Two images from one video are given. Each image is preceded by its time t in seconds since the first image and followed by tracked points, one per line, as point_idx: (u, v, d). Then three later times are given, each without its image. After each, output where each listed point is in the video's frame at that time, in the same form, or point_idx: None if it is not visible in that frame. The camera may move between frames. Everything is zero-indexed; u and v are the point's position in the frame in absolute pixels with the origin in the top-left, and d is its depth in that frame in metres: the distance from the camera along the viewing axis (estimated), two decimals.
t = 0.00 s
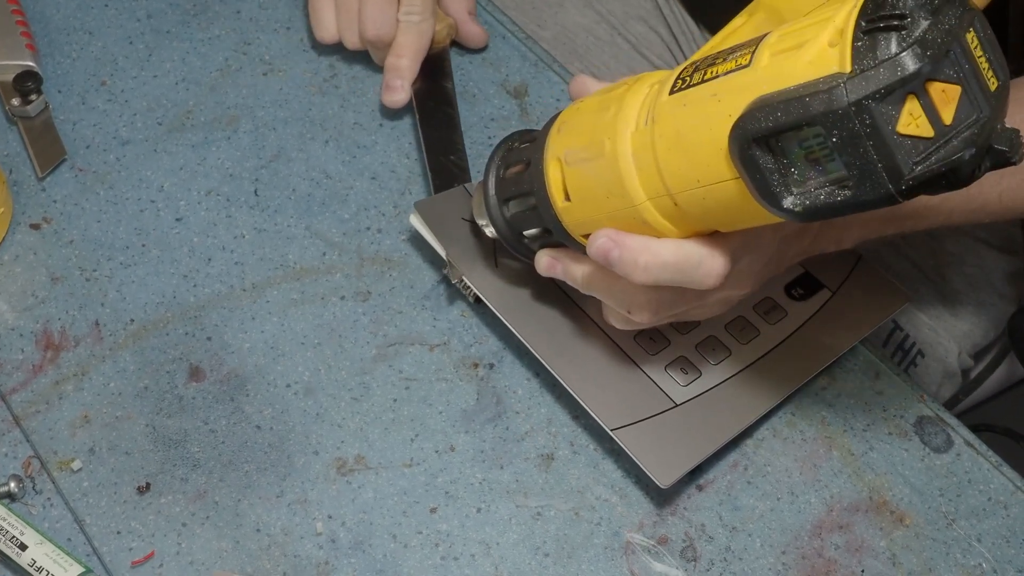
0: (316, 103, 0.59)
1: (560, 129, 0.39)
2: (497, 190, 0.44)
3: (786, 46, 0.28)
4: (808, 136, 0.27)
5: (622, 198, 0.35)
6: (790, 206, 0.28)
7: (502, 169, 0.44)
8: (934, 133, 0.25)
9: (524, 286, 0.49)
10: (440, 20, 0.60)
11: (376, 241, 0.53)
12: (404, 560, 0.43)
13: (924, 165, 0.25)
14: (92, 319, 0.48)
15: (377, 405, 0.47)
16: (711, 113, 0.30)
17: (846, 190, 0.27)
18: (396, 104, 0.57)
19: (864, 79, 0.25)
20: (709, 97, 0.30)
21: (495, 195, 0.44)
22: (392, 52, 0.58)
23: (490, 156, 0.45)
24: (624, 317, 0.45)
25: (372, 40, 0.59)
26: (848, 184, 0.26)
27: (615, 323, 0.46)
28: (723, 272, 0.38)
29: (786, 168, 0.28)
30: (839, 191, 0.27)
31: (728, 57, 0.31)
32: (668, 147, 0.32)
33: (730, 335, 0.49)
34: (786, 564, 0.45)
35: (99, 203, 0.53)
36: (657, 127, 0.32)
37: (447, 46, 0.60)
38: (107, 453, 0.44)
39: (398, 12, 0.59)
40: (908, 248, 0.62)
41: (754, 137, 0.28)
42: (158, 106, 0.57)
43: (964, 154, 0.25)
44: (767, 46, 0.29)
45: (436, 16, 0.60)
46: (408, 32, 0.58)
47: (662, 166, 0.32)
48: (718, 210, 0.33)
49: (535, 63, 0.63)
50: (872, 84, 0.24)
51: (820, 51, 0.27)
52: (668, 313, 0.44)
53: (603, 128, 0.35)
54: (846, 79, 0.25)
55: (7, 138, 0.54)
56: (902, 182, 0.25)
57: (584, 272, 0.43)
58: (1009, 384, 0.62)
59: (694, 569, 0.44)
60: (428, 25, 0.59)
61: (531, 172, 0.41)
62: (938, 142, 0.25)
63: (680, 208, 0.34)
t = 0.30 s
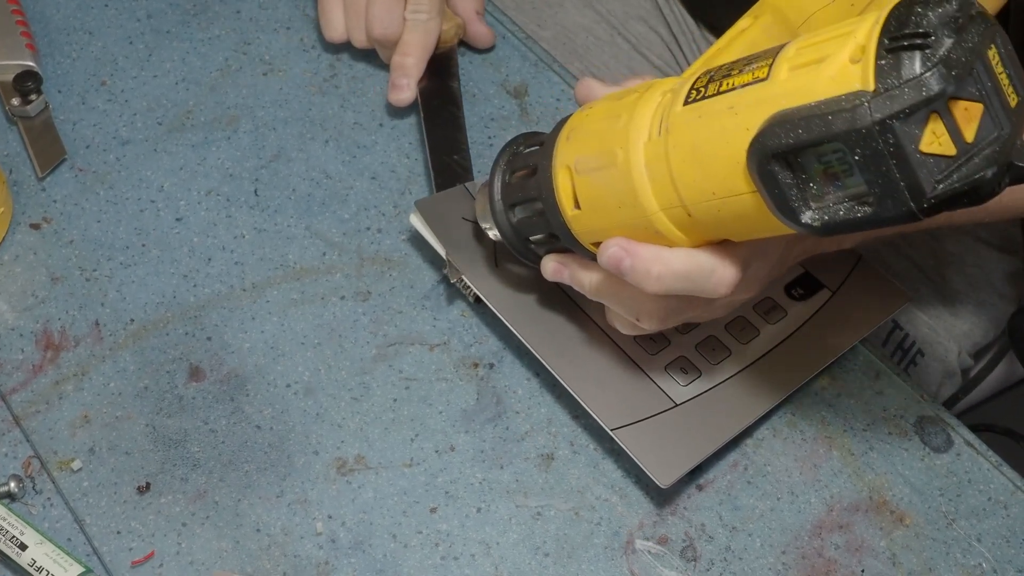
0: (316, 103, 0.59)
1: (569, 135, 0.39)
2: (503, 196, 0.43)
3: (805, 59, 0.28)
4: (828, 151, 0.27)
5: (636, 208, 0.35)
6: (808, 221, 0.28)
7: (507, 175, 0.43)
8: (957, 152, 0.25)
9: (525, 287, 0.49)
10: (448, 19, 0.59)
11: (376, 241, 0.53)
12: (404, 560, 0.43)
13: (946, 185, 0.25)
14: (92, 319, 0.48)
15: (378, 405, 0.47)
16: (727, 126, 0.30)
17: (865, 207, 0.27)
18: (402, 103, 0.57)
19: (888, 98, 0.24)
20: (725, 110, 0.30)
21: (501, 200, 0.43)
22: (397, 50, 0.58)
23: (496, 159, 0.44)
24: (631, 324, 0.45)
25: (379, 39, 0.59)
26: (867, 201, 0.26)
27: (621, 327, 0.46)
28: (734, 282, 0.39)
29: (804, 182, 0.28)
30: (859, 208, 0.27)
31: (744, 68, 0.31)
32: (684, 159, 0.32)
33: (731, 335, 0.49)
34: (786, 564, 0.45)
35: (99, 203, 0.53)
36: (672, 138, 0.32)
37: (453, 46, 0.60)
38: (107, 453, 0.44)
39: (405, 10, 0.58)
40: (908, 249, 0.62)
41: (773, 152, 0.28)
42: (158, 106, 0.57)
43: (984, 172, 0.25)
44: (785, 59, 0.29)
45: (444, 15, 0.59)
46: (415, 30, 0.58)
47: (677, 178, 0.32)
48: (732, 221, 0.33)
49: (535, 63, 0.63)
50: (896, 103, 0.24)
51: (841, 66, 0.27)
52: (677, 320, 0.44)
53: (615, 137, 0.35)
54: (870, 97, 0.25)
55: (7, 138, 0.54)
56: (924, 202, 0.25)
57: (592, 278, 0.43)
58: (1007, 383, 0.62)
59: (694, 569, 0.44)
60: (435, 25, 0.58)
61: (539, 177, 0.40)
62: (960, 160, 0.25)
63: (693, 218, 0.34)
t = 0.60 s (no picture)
0: (316, 103, 0.59)
1: (586, 152, 0.38)
2: (516, 210, 0.41)
3: (843, 98, 0.29)
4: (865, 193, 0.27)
5: (660, 234, 0.35)
6: (840, 258, 0.28)
7: (521, 188, 0.41)
8: (995, 199, 0.25)
9: (525, 286, 0.49)
10: (430, 21, 0.59)
11: (376, 241, 0.53)
12: (404, 560, 0.43)
13: (985, 232, 0.25)
14: (92, 318, 0.48)
15: (377, 405, 0.47)
16: (761, 159, 0.30)
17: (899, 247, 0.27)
18: (388, 108, 0.57)
19: (933, 146, 0.25)
20: (758, 144, 0.31)
21: (514, 214, 0.41)
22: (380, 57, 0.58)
23: (507, 171, 0.42)
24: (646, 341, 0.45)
25: (358, 36, 0.59)
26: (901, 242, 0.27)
27: (634, 343, 0.45)
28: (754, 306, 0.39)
29: (836, 220, 0.29)
30: (893, 249, 0.27)
31: (774, 99, 0.31)
32: (716, 191, 0.32)
33: (731, 335, 0.49)
34: (787, 564, 0.45)
35: (99, 203, 0.53)
36: (701, 167, 0.32)
37: (439, 46, 0.60)
38: (107, 453, 0.44)
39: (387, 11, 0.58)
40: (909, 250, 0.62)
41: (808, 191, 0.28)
42: (159, 106, 0.57)
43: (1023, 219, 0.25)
44: (820, 96, 0.29)
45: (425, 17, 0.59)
46: (397, 36, 0.58)
47: (707, 209, 0.33)
48: (759, 251, 0.33)
49: (535, 63, 0.63)
50: (942, 152, 0.25)
51: (882, 108, 0.27)
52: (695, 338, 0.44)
53: (637, 160, 0.35)
54: (914, 145, 0.25)
55: (7, 138, 0.54)
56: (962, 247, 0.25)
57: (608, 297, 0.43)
58: (1009, 384, 0.62)
59: (694, 569, 0.44)
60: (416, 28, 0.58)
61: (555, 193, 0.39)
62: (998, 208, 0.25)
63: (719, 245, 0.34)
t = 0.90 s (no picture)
0: (316, 103, 0.59)
1: (597, 127, 0.37)
2: (531, 193, 0.40)
3: (847, 33, 0.27)
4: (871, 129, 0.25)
5: (669, 198, 0.33)
6: (852, 202, 0.27)
7: (534, 171, 0.41)
8: (1010, 123, 0.23)
9: (524, 284, 0.49)
10: (426, 20, 0.60)
11: (376, 241, 0.53)
12: (404, 560, 0.43)
13: (998, 156, 0.23)
14: (92, 319, 0.48)
15: (378, 405, 0.47)
16: (764, 106, 0.28)
17: (914, 184, 0.25)
18: (381, 106, 0.57)
19: (935, 66, 0.23)
20: (761, 90, 0.29)
21: (528, 199, 0.41)
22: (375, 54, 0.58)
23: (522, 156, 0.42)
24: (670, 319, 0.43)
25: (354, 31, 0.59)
26: (915, 177, 0.25)
27: (671, 331, 0.44)
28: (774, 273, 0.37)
29: (847, 161, 0.27)
30: (905, 185, 0.26)
31: (778, 47, 0.29)
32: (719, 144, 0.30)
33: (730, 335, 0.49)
34: (786, 563, 0.45)
35: (98, 203, 0.53)
36: (706, 121, 0.31)
37: (435, 45, 0.60)
38: (107, 453, 0.44)
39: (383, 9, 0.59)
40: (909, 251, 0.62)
41: (813, 131, 0.26)
42: (158, 106, 0.57)
43: None
44: (825, 34, 0.27)
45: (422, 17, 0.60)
46: (391, 34, 0.58)
47: (712, 164, 0.31)
48: (769, 207, 0.31)
49: (535, 63, 0.63)
50: (944, 71, 0.23)
51: (884, 37, 0.25)
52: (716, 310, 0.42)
53: (645, 126, 0.34)
54: (916, 67, 0.24)
55: (7, 138, 0.54)
56: (974, 175, 0.24)
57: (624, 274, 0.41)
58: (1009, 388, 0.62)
59: (694, 568, 0.44)
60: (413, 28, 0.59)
61: (568, 172, 0.38)
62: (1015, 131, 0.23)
63: (730, 206, 0.32)
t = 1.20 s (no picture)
0: (316, 103, 0.59)
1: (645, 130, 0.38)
2: (576, 185, 0.43)
3: (897, 87, 0.27)
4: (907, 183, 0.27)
5: (707, 215, 0.34)
6: (880, 247, 0.29)
7: (582, 164, 0.43)
8: None
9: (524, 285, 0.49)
10: (430, 24, 0.60)
11: (376, 241, 0.53)
12: (403, 560, 0.43)
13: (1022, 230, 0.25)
14: (92, 319, 0.48)
15: (377, 405, 0.47)
16: (808, 144, 0.29)
17: (937, 239, 0.27)
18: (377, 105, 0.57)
19: (975, 139, 0.25)
20: (808, 128, 0.30)
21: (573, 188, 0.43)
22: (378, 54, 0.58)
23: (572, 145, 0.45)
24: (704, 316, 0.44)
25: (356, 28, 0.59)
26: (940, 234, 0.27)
27: (706, 335, 0.46)
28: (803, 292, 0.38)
29: (879, 210, 0.29)
30: (930, 239, 0.27)
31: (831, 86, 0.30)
32: (760, 173, 0.31)
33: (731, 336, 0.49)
34: (787, 564, 0.45)
35: (99, 203, 0.53)
36: (751, 149, 0.32)
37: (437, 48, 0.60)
38: (107, 453, 0.44)
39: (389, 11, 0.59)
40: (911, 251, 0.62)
41: (850, 176, 0.28)
42: (158, 106, 0.57)
43: None
44: (874, 85, 0.28)
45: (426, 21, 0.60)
46: (395, 36, 0.58)
47: (752, 192, 0.32)
48: (805, 240, 0.32)
49: (535, 63, 0.63)
50: (980, 143, 0.25)
51: (931, 99, 0.26)
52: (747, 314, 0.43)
53: (691, 141, 0.35)
54: (956, 137, 0.25)
55: (7, 138, 0.54)
56: (997, 241, 0.26)
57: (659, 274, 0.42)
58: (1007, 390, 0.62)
59: (694, 569, 0.44)
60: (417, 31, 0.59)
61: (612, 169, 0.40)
62: None
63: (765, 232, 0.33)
